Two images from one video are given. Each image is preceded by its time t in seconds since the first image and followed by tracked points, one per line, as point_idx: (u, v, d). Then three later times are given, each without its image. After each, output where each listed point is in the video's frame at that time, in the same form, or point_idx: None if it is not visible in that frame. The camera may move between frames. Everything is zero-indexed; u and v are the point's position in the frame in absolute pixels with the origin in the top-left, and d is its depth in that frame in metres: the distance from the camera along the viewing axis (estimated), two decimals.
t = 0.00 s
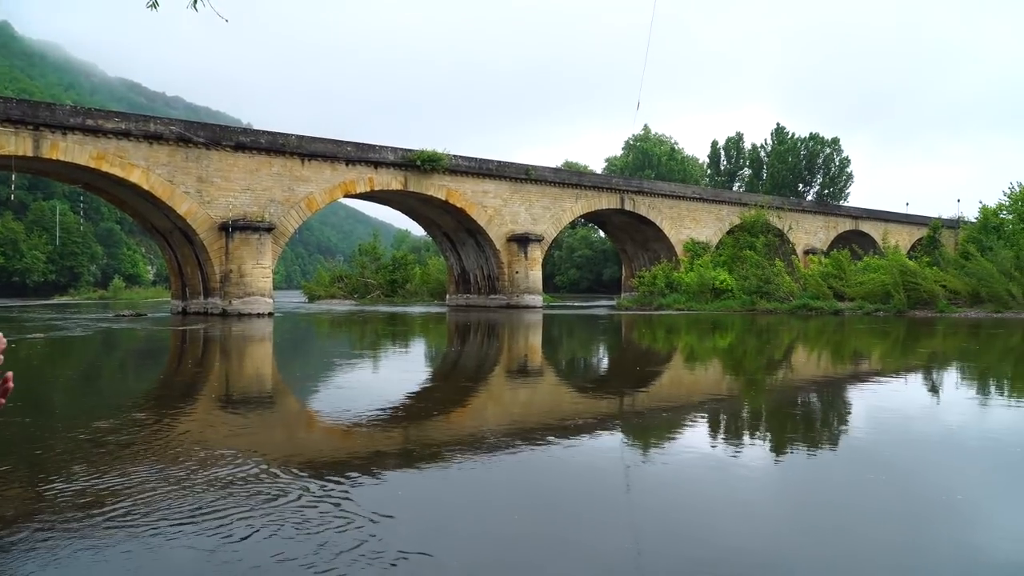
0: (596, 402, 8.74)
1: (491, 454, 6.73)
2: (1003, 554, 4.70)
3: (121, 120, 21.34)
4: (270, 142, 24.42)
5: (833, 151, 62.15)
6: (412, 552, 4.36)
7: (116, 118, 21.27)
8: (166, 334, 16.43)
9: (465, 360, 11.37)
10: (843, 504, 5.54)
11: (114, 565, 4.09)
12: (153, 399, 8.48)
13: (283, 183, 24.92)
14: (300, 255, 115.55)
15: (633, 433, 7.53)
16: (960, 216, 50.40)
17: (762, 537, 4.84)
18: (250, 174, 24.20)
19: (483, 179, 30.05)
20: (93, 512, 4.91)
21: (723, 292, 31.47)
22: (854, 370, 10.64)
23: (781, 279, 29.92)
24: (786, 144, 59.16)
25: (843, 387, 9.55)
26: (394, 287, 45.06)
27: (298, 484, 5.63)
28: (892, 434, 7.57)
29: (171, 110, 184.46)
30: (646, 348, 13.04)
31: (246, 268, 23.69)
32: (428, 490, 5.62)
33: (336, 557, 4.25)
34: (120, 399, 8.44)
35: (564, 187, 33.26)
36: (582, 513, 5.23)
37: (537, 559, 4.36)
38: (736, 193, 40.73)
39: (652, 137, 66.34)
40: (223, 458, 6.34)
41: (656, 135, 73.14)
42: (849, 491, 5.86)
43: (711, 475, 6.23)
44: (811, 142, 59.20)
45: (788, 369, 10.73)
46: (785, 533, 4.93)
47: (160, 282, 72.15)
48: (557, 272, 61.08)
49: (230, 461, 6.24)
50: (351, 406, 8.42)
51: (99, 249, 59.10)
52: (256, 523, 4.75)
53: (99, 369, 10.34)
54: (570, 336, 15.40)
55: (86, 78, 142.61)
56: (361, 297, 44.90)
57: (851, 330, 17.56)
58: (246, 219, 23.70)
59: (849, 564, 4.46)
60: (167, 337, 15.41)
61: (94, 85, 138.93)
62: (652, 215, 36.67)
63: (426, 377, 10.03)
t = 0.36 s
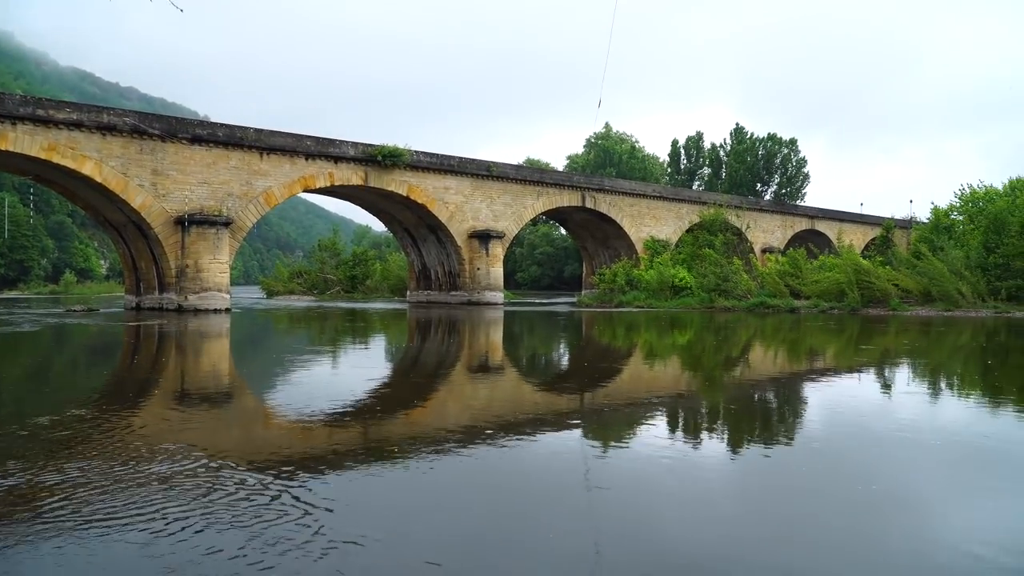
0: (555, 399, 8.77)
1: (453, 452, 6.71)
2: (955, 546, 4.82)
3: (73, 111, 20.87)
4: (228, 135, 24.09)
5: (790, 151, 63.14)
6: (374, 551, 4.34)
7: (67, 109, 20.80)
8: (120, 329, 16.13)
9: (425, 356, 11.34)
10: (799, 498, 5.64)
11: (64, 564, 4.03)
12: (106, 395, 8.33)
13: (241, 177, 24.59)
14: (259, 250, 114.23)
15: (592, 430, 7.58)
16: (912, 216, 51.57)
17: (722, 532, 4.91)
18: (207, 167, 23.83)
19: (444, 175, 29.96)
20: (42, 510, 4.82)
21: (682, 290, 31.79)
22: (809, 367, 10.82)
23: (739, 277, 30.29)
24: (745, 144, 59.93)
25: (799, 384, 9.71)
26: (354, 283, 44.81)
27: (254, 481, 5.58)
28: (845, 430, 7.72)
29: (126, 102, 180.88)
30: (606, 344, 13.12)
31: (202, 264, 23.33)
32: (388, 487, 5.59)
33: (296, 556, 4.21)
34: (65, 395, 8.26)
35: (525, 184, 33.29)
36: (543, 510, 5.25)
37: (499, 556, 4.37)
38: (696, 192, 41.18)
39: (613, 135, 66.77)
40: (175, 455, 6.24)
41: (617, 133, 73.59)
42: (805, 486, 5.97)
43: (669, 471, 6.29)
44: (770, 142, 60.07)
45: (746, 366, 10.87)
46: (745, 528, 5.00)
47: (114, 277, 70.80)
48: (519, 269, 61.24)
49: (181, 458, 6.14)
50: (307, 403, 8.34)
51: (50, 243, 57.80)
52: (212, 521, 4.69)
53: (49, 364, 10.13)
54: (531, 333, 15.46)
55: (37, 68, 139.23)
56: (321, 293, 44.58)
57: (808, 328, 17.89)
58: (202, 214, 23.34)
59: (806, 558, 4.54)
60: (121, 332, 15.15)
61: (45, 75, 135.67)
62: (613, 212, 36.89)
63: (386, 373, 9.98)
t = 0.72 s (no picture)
0: (517, 394, 8.81)
1: (415, 448, 6.70)
2: (907, 535, 4.95)
3: (22, 102, 20.36)
4: (184, 129, 23.71)
5: (748, 149, 64.05)
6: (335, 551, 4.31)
7: (16, 100, 20.29)
8: (72, 325, 15.82)
9: (387, 353, 11.30)
10: (757, 491, 5.73)
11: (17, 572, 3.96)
12: (58, 394, 8.16)
13: (197, 171, 24.20)
14: (217, 245, 112.74)
15: (554, 426, 7.61)
16: (866, 214, 52.66)
17: (683, 526, 4.97)
18: (162, 161, 23.41)
19: (405, 170, 29.80)
20: None
21: (642, 286, 32.08)
22: (766, 362, 10.99)
23: (698, 274, 30.65)
24: (704, 142, 60.63)
25: (757, 379, 9.86)
26: (313, 279, 44.44)
27: (210, 481, 5.50)
28: (801, 423, 7.86)
29: (76, 94, 176.75)
30: (567, 340, 13.19)
31: (157, 260, 22.84)
32: (348, 486, 5.55)
33: (257, 558, 4.17)
34: (11, 393, 8.05)
35: (487, 180, 33.27)
36: (506, 506, 5.27)
37: (462, 554, 4.37)
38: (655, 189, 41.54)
39: (574, 131, 67.03)
40: (127, 455, 6.13)
41: (579, 130, 73.93)
42: (763, 478, 6.06)
43: (629, 465, 6.34)
44: (728, 140, 60.87)
45: (705, 361, 11.03)
46: (706, 520, 5.07)
47: (65, 273, 69.27)
48: (480, 264, 61.29)
49: (137, 458, 6.06)
50: (264, 400, 8.24)
51: None
52: (166, 525, 4.61)
53: None
54: (493, 329, 15.50)
55: None
56: (280, 289, 44.15)
57: (764, 323, 18.22)
58: (157, 208, 22.92)
59: (765, 549, 4.62)
60: (73, 329, 14.84)
61: None
62: (574, 209, 37.05)
63: (347, 370, 9.93)
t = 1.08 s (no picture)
0: (477, 390, 8.82)
1: (376, 446, 6.68)
2: (865, 524, 5.06)
3: None
4: (138, 123, 23.33)
5: (707, 146, 64.70)
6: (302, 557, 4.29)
7: None
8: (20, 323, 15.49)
9: (347, 350, 11.24)
10: (714, 485, 5.81)
11: None
12: (7, 393, 7.99)
13: (152, 166, 23.82)
14: (174, 242, 111.06)
15: (516, 422, 7.62)
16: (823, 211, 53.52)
17: (641, 521, 5.02)
18: (116, 156, 22.99)
19: (365, 166, 29.62)
20: None
21: (603, 282, 32.27)
22: (726, 357, 11.12)
23: (658, 269, 30.71)
24: (663, 139, 61.10)
25: (717, 373, 9.97)
26: (272, 276, 44.03)
27: (167, 483, 5.43)
28: (760, 417, 7.98)
29: (29, 87, 172.75)
30: (528, 336, 13.23)
31: (111, 256, 22.40)
32: (310, 488, 5.51)
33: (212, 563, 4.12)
34: None
35: (448, 176, 33.19)
36: (468, 503, 5.28)
37: (427, 555, 4.37)
38: (616, 186, 41.77)
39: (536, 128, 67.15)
40: (77, 455, 6.02)
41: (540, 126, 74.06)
42: (723, 472, 6.14)
43: (592, 461, 6.38)
44: (688, 137, 61.44)
45: (664, 356, 11.14)
46: (668, 514, 5.14)
47: (15, 270, 67.70)
48: (442, 261, 61.23)
49: (90, 459, 5.96)
50: (221, 398, 8.14)
51: None
52: (126, 533, 4.55)
53: None
54: (453, 325, 15.48)
55: None
56: (238, 286, 43.66)
57: (722, 318, 18.45)
58: (111, 204, 22.50)
59: (726, 542, 4.69)
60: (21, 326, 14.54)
61: None
62: (535, 206, 37.13)
63: (307, 368, 9.86)
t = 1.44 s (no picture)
0: (441, 388, 8.80)
1: (338, 443, 6.63)
2: (829, 520, 5.13)
3: None
4: (97, 115, 22.95)
5: (671, 145, 65.21)
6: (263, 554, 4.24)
7: None
8: None
9: (310, 347, 11.17)
10: (676, 481, 5.85)
11: None
12: None
13: (110, 159, 23.42)
14: (134, 236, 109.41)
15: (481, 419, 7.62)
16: (784, 210, 54.22)
17: (603, 517, 5.04)
18: (73, 149, 22.58)
19: (329, 162, 29.41)
20: None
21: (567, 280, 32.40)
22: (688, 354, 11.22)
23: (622, 267, 30.96)
24: (628, 138, 61.44)
25: (680, 370, 10.07)
26: (234, 271, 43.58)
27: (124, 480, 5.33)
28: (724, 414, 8.05)
29: None
30: (492, 333, 13.26)
31: (69, 250, 22.01)
32: (268, 484, 5.44)
33: (165, 564, 4.04)
34: None
35: (413, 173, 33.06)
36: (429, 501, 5.25)
37: (395, 553, 4.35)
38: (581, 183, 41.91)
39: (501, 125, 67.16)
40: (29, 453, 5.90)
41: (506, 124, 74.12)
42: (686, 468, 6.19)
43: (557, 458, 6.40)
44: (652, 136, 61.88)
45: (628, 353, 11.21)
46: (634, 511, 5.16)
47: None
48: (407, 258, 61.05)
49: (41, 456, 5.84)
50: (178, 396, 8.03)
51: None
52: (82, 531, 4.45)
53: None
54: (415, 322, 15.47)
55: None
56: (199, 282, 43.17)
57: (683, 316, 18.62)
58: (68, 198, 22.10)
59: (687, 539, 4.72)
60: None
61: None
62: (501, 203, 37.14)
63: (269, 364, 9.78)
